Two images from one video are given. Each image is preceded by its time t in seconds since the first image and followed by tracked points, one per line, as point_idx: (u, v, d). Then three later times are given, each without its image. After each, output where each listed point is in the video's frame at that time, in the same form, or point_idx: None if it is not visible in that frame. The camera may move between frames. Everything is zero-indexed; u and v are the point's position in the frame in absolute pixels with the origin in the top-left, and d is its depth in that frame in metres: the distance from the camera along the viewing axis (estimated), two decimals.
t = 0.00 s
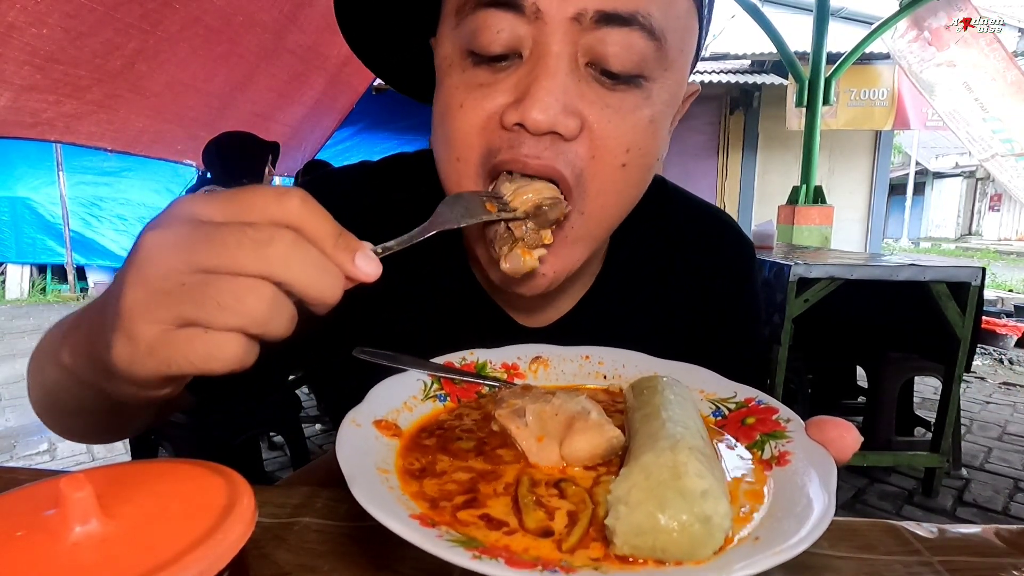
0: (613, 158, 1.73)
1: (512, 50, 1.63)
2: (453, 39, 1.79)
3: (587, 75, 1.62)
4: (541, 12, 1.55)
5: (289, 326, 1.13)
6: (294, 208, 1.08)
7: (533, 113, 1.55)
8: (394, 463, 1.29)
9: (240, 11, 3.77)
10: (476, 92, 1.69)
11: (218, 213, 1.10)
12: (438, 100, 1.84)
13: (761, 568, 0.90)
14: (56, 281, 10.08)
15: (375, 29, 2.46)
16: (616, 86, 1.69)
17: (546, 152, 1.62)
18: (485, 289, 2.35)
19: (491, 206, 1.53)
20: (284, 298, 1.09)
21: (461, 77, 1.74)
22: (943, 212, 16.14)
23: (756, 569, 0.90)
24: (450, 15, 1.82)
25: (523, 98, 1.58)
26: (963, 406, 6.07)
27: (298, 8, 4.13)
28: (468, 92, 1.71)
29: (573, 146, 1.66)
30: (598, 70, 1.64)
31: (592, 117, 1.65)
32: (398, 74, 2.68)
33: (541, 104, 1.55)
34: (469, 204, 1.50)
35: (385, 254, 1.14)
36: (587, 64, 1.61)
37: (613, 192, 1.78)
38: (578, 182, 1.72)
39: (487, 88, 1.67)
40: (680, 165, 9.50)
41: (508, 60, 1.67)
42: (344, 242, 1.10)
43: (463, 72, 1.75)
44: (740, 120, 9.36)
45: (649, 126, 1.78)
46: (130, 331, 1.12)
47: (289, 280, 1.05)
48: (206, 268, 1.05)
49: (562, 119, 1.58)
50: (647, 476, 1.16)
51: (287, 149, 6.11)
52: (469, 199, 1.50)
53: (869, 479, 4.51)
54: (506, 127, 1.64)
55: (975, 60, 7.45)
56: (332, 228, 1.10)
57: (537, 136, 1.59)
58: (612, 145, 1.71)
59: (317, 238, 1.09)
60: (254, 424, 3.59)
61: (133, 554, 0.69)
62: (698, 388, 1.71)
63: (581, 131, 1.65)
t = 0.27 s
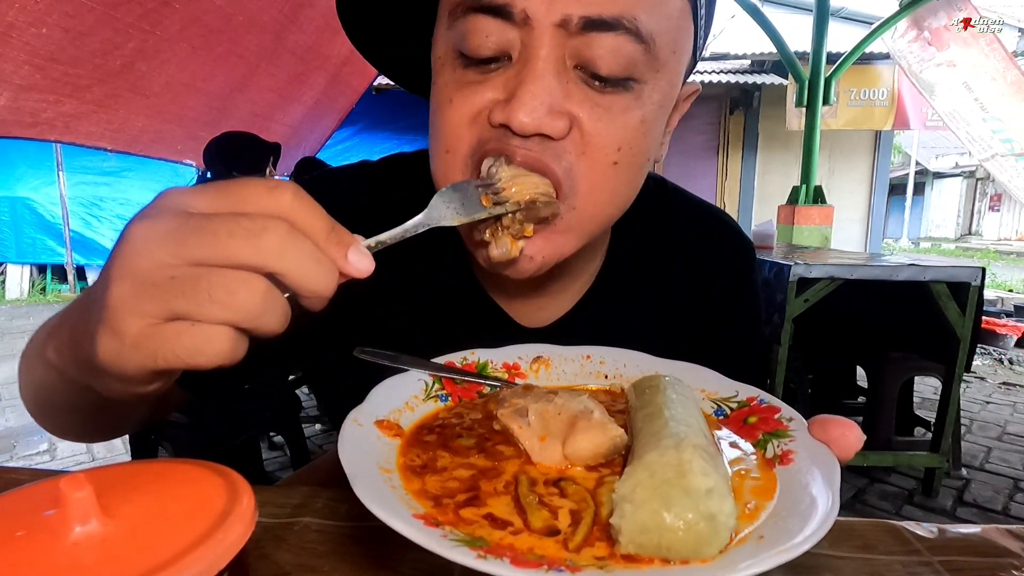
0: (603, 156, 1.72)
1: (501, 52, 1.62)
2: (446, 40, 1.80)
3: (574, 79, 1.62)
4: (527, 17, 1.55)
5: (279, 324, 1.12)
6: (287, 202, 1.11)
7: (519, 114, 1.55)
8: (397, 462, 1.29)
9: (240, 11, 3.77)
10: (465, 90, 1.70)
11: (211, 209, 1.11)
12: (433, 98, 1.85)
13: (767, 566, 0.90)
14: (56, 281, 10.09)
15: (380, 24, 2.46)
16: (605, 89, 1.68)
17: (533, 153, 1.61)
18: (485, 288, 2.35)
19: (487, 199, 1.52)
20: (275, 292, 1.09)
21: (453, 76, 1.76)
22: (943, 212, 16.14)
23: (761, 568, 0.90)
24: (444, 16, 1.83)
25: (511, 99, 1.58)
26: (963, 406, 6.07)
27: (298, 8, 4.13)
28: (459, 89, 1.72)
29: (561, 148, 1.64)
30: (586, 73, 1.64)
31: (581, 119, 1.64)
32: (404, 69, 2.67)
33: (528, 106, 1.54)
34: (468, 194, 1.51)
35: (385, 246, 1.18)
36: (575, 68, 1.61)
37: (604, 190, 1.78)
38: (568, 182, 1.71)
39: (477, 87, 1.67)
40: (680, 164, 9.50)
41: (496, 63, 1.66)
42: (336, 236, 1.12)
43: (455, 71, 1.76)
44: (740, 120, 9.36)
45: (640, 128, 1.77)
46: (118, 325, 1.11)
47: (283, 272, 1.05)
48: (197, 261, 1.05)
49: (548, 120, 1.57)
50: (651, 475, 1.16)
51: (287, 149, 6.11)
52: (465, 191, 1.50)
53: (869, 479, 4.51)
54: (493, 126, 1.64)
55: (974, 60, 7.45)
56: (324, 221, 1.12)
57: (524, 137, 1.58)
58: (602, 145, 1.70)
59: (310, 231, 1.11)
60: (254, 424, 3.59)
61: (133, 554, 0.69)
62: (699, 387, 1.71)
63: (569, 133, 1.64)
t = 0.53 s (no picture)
0: (603, 155, 1.72)
1: (500, 53, 1.62)
2: (446, 41, 1.80)
3: (575, 80, 1.61)
4: (527, 16, 1.55)
5: (259, 316, 1.12)
6: (267, 192, 1.09)
7: (519, 117, 1.55)
8: (399, 460, 1.29)
9: (240, 11, 3.77)
10: (465, 89, 1.70)
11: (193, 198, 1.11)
12: (433, 98, 1.86)
13: (771, 564, 0.90)
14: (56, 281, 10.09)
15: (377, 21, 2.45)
16: (605, 91, 1.68)
17: (533, 156, 1.61)
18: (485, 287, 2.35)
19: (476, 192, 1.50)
20: (253, 283, 1.09)
21: (453, 76, 1.76)
22: (943, 212, 16.15)
23: (766, 565, 0.90)
24: (444, 16, 1.83)
25: (510, 102, 1.58)
26: (963, 406, 6.07)
27: (298, 8, 4.12)
28: (459, 88, 1.72)
29: (560, 150, 1.65)
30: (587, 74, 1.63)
31: (581, 121, 1.65)
32: (403, 67, 2.67)
33: (527, 109, 1.54)
34: (456, 185, 1.49)
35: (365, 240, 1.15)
36: (575, 69, 1.61)
37: (604, 190, 1.78)
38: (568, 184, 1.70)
39: (477, 89, 1.67)
40: (680, 164, 9.51)
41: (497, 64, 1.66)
42: (319, 228, 1.11)
43: (454, 72, 1.76)
44: (740, 120, 9.36)
45: (639, 129, 1.77)
46: (92, 315, 1.11)
47: (262, 264, 1.05)
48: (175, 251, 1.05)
49: (547, 122, 1.57)
50: (655, 472, 1.16)
51: (287, 149, 6.12)
52: (455, 183, 1.49)
53: (869, 479, 4.51)
54: (494, 127, 1.64)
55: (974, 60, 7.45)
56: (307, 213, 1.11)
57: (524, 138, 1.58)
58: (601, 145, 1.70)
59: (291, 223, 1.09)
60: (255, 424, 3.60)
61: (133, 555, 0.69)
62: (700, 386, 1.71)
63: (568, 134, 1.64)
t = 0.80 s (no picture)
0: (606, 157, 1.72)
1: (502, 57, 1.62)
2: (447, 47, 1.80)
3: (576, 82, 1.61)
4: (528, 18, 1.55)
5: (214, 334, 1.13)
6: (225, 205, 1.09)
7: (523, 122, 1.55)
8: (397, 462, 1.29)
9: (240, 11, 3.77)
10: (468, 97, 1.69)
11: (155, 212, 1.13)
12: (433, 105, 1.85)
13: (770, 568, 0.90)
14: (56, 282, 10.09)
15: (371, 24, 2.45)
16: (607, 93, 1.68)
17: (537, 161, 1.62)
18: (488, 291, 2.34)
19: (459, 204, 1.41)
20: (207, 301, 1.10)
21: (455, 83, 1.75)
22: (943, 212, 16.15)
23: (764, 569, 0.90)
24: (444, 18, 1.82)
25: (513, 108, 1.58)
26: (963, 406, 6.07)
27: (298, 8, 4.12)
28: (462, 96, 1.71)
29: (563, 155, 1.65)
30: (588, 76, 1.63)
31: (584, 124, 1.65)
32: (397, 70, 2.67)
33: (530, 113, 1.54)
34: (436, 199, 1.39)
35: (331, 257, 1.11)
36: (576, 71, 1.61)
37: (603, 191, 1.77)
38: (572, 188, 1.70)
39: (479, 95, 1.67)
40: (680, 164, 9.51)
41: (498, 68, 1.66)
42: (279, 241, 1.09)
43: (455, 79, 1.76)
44: (740, 120, 9.36)
45: (642, 130, 1.77)
46: (51, 331, 1.15)
47: (213, 282, 1.05)
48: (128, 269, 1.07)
49: (550, 128, 1.57)
50: (654, 475, 1.16)
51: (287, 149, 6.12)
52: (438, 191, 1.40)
53: (869, 479, 4.51)
54: (498, 135, 1.63)
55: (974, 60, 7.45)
56: (266, 226, 1.10)
57: (527, 146, 1.59)
58: (601, 149, 1.70)
59: (248, 237, 1.09)
60: (255, 424, 3.60)
61: (133, 554, 0.69)
62: (700, 386, 1.71)
63: (568, 138, 1.64)
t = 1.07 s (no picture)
0: (612, 156, 1.72)
1: (509, 53, 1.62)
2: (453, 48, 1.76)
3: (585, 78, 1.62)
4: (538, 13, 1.56)
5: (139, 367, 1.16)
6: (177, 237, 1.08)
7: (532, 118, 1.55)
8: (399, 464, 1.29)
9: (240, 11, 3.77)
10: (478, 100, 1.67)
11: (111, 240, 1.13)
12: (437, 106, 1.82)
13: (774, 572, 0.90)
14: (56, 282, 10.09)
15: (373, 25, 2.44)
16: (614, 87, 1.68)
17: (547, 159, 1.61)
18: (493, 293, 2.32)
19: (435, 265, 1.31)
20: (134, 337, 1.13)
21: (462, 84, 1.73)
22: (943, 212, 16.14)
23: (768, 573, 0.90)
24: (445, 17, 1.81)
25: (523, 105, 1.58)
26: (963, 406, 6.07)
27: (297, 8, 4.12)
28: (472, 99, 1.69)
29: (572, 154, 1.65)
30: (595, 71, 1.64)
31: (590, 123, 1.65)
32: (398, 70, 2.67)
33: (540, 109, 1.55)
34: (411, 256, 1.30)
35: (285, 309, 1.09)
36: (585, 67, 1.61)
37: (610, 192, 1.76)
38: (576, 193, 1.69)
39: (487, 95, 1.66)
40: (680, 164, 9.51)
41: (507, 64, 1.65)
42: (231, 281, 1.08)
43: (463, 77, 1.73)
44: (740, 120, 9.36)
45: (646, 127, 1.77)
46: None
47: (143, 324, 1.08)
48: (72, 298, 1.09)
49: (560, 124, 1.57)
50: (658, 477, 1.16)
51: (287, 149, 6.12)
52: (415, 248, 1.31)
53: (869, 479, 4.51)
54: (507, 135, 1.62)
55: (974, 60, 7.46)
56: (218, 264, 1.09)
57: (537, 143, 1.58)
58: (610, 145, 1.70)
59: (199, 275, 1.08)
60: (255, 424, 3.60)
61: (133, 554, 0.69)
62: (701, 388, 1.72)
63: (576, 139, 1.64)
